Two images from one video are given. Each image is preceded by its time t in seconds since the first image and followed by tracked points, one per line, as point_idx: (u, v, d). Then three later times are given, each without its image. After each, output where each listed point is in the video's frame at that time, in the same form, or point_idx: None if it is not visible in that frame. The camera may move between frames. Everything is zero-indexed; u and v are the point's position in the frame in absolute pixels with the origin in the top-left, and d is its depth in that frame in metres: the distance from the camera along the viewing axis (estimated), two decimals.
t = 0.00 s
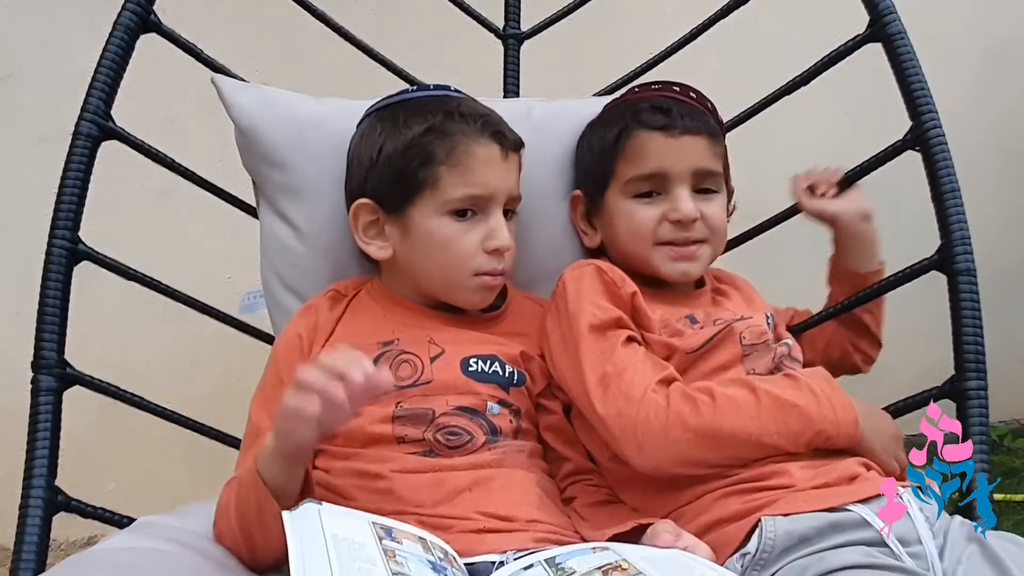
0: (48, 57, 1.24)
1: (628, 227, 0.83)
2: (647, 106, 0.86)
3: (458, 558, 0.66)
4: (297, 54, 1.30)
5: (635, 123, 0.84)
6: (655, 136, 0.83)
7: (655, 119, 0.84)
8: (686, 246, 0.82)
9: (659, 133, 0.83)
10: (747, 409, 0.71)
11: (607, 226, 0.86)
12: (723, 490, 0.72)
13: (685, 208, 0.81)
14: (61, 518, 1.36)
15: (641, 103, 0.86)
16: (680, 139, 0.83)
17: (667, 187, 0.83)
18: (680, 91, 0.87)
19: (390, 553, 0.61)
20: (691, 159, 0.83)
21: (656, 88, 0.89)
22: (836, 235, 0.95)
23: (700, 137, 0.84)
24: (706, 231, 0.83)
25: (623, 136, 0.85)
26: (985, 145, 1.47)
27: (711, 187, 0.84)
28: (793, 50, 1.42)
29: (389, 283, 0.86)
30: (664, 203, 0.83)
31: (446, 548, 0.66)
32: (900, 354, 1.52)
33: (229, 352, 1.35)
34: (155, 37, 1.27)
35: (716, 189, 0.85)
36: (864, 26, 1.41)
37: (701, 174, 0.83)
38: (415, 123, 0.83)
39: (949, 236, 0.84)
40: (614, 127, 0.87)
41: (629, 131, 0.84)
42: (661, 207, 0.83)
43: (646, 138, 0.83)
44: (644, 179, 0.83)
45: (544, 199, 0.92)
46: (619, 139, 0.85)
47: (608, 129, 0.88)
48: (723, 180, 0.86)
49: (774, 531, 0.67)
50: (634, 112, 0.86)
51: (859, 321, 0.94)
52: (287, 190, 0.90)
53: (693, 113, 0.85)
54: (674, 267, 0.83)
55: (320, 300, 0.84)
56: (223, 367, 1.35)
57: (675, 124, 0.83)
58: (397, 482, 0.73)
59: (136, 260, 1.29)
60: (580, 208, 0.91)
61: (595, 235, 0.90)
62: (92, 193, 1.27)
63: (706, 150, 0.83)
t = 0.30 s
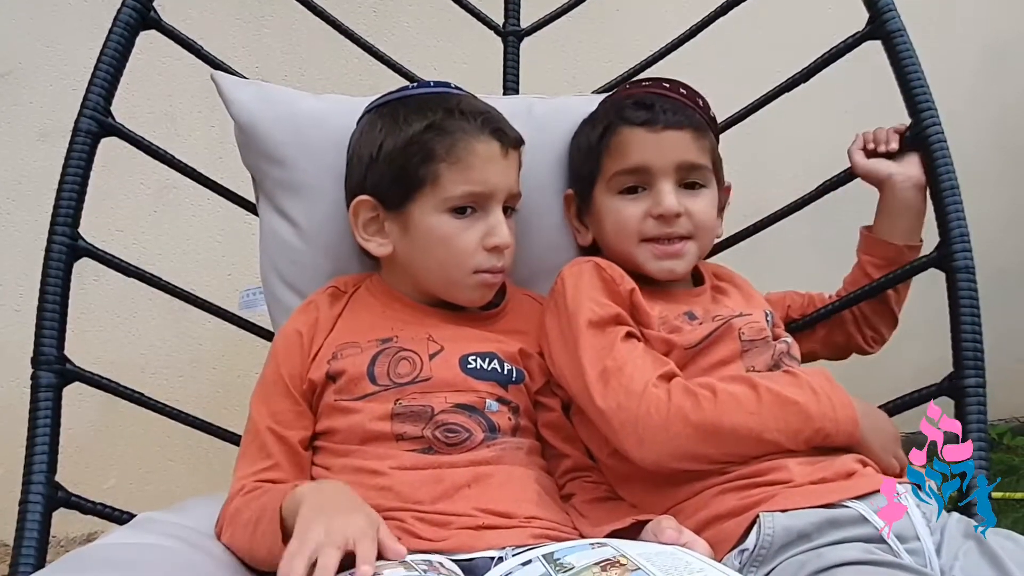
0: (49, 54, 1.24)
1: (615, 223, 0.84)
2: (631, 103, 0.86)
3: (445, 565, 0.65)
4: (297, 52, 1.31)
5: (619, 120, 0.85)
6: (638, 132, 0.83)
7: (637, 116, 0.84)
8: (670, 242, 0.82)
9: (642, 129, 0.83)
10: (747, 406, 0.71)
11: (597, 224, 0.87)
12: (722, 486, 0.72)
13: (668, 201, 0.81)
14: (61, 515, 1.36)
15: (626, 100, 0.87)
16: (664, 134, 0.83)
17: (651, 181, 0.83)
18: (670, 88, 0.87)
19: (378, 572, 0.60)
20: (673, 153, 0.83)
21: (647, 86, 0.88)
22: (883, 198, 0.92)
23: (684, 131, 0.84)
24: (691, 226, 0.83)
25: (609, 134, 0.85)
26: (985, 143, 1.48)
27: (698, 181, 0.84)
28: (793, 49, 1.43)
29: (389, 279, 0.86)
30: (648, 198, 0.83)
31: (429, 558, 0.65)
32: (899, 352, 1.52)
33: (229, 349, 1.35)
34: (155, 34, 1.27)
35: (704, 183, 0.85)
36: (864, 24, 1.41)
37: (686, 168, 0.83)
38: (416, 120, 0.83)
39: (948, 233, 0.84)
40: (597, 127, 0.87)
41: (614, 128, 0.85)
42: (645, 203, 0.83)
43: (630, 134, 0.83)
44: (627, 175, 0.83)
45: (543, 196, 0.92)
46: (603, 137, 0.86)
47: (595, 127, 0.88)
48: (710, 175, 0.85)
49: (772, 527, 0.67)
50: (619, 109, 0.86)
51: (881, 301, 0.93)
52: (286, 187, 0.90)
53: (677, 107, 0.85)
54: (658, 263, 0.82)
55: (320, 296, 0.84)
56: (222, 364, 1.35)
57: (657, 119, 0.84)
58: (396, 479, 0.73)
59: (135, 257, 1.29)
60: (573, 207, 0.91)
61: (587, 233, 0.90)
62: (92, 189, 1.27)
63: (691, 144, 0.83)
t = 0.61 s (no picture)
0: (50, 52, 1.24)
1: (617, 222, 0.84)
2: (630, 101, 0.86)
3: (444, 564, 0.65)
4: (298, 50, 1.30)
5: (619, 118, 0.85)
6: (637, 130, 0.83)
7: (637, 113, 0.84)
8: (673, 240, 0.82)
9: (641, 126, 0.83)
10: (751, 407, 0.71)
11: (599, 225, 0.87)
12: (723, 484, 0.72)
13: (669, 199, 0.81)
14: (61, 512, 1.37)
15: (625, 97, 0.87)
16: (665, 131, 0.83)
17: (651, 178, 0.83)
18: (671, 86, 0.87)
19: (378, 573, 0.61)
20: (673, 150, 0.83)
21: (646, 83, 0.88)
22: (880, 198, 0.92)
23: (685, 128, 0.84)
24: (692, 224, 0.82)
25: (609, 132, 0.85)
26: (986, 141, 1.47)
27: (698, 178, 0.84)
28: (794, 47, 1.42)
29: (390, 278, 0.86)
30: (650, 195, 0.83)
31: (428, 556, 0.66)
32: (900, 351, 1.52)
33: (229, 346, 1.35)
34: (155, 32, 1.27)
35: (704, 180, 0.84)
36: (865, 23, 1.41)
37: (686, 165, 0.83)
38: (416, 118, 0.83)
39: (948, 232, 0.84)
40: (597, 126, 0.88)
41: (614, 126, 0.85)
42: (648, 200, 0.83)
43: (629, 131, 0.84)
44: (629, 173, 0.83)
45: (544, 194, 0.92)
46: (603, 136, 0.86)
47: (594, 126, 0.88)
48: (711, 171, 0.85)
49: (772, 525, 0.67)
50: (618, 108, 0.86)
51: (883, 299, 0.93)
52: (286, 185, 0.90)
53: (678, 104, 0.85)
54: (660, 260, 0.82)
55: (321, 294, 0.84)
56: (223, 362, 1.35)
57: (657, 116, 0.84)
58: (396, 477, 0.73)
59: (136, 255, 1.29)
60: (575, 206, 0.91)
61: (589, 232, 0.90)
62: (92, 187, 1.27)
63: (692, 141, 0.83)
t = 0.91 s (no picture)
0: (53, 44, 1.24)
1: (613, 224, 0.84)
2: (630, 101, 0.85)
3: (445, 556, 0.65)
4: (300, 43, 1.30)
5: (619, 119, 0.84)
6: (636, 133, 0.83)
7: (636, 116, 0.84)
8: (666, 246, 0.82)
9: (640, 130, 0.83)
10: (749, 404, 0.71)
11: (596, 225, 0.87)
12: (725, 480, 0.72)
13: (663, 207, 0.81)
14: (64, 504, 1.37)
15: (627, 97, 0.86)
16: (663, 137, 0.82)
17: (647, 184, 0.83)
18: (673, 84, 0.86)
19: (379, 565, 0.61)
20: (671, 157, 0.82)
21: (648, 81, 0.88)
22: (884, 192, 0.92)
23: (684, 133, 0.83)
24: (687, 231, 0.82)
25: (608, 133, 0.85)
26: (990, 136, 1.47)
27: (697, 183, 0.84)
28: (798, 40, 1.42)
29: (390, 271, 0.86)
30: (645, 201, 0.83)
31: (430, 549, 0.66)
32: (902, 346, 1.51)
33: (231, 340, 1.35)
34: (157, 24, 1.26)
35: (703, 185, 0.84)
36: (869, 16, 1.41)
37: (684, 171, 0.83)
38: (414, 111, 0.82)
39: (952, 226, 0.84)
40: (597, 124, 0.87)
41: (613, 128, 0.85)
42: (643, 206, 0.83)
43: (627, 135, 0.83)
44: (625, 177, 0.83)
45: (546, 188, 0.91)
46: (602, 136, 0.86)
47: (595, 124, 0.88)
48: (711, 177, 0.85)
49: (775, 518, 0.67)
50: (618, 109, 0.86)
51: (886, 294, 0.93)
52: (289, 178, 0.90)
53: (679, 107, 0.84)
54: (654, 265, 0.82)
55: (323, 288, 0.84)
56: (225, 355, 1.35)
57: (657, 119, 0.83)
58: (398, 470, 0.73)
59: (138, 248, 1.29)
60: (574, 201, 0.90)
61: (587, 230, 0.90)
62: (94, 180, 1.27)
63: (691, 146, 0.83)
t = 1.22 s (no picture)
0: (54, 39, 1.24)
1: (614, 223, 0.84)
2: (632, 100, 0.85)
3: (446, 551, 0.65)
4: (302, 38, 1.30)
5: (620, 118, 0.84)
6: (637, 132, 0.83)
7: (639, 115, 0.83)
8: (667, 245, 0.82)
9: (642, 129, 0.83)
10: (750, 400, 0.71)
11: (597, 222, 0.87)
12: (726, 476, 0.72)
13: (664, 207, 0.81)
14: (66, 499, 1.37)
15: (629, 95, 0.86)
16: (664, 136, 0.82)
17: (648, 183, 0.83)
18: (675, 82, 0.86)
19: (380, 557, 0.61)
20: (672, 156, 0.82)
21: (651, 79, 0.88)
22: (885, 189, 0.92)
23: (687, 133, 0.83)
24: (687, 231, 0.82)
25: (609, 132, 0.85)
26: (992, 132, 1.47)
27: (698, 181, 0.84)
28: (801, 36, 1.42)
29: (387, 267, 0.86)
30: (646, 201, 0.83)
31: (431, 543, 0.66)
32: (903, 342, 1.52)
33: (233, 335, 1.35)
34: (158, 19, 1.26)
35: (704, 184, 0.84)
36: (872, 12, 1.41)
37: (685, 171, 0.83)
38: (397, 106, 0.82)
39: (954, 222, 0.84)
40: (598, 122, 0.87)
41: (614, 127, 0.84)
42: (644, 205, 0.83)
43: (628, 134, 0.83)
44: (626, 176, 0.83)
45: (547, 183, 0.91)
46: (604, 134, 0.86)
47: (597, 121, 0.88)
48: (712, 176, 0.84)
49: (776, 514, 0.67)
50: (620, 108, 0.85)
51: (887, 291, 0.93)
52: (290, 173, 0.90)
53: (680, 106, 0.84)
54: (654, 264, 0.82)
55: (323, 284, 0.84)
56: (226, 350, 1.35)
57: (659, 118, 0.83)
58: (399, 465, 0.73)
59: (140, 244, 1.29)
60: (576, 197, 0.91)
61: (589, 227, 0.90)
62: (96, 175, 1.27)
63: (693, 146, 0.83)
